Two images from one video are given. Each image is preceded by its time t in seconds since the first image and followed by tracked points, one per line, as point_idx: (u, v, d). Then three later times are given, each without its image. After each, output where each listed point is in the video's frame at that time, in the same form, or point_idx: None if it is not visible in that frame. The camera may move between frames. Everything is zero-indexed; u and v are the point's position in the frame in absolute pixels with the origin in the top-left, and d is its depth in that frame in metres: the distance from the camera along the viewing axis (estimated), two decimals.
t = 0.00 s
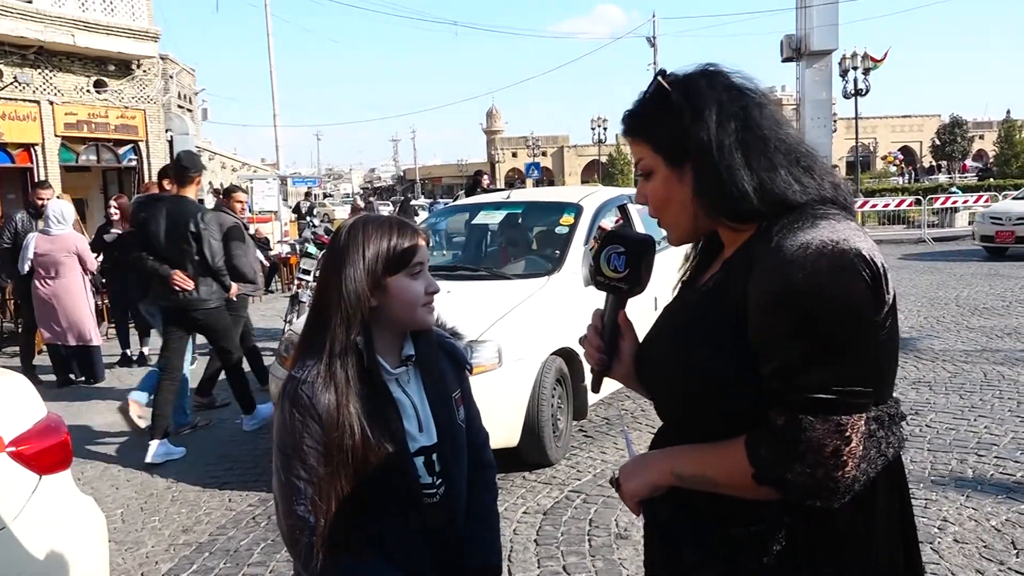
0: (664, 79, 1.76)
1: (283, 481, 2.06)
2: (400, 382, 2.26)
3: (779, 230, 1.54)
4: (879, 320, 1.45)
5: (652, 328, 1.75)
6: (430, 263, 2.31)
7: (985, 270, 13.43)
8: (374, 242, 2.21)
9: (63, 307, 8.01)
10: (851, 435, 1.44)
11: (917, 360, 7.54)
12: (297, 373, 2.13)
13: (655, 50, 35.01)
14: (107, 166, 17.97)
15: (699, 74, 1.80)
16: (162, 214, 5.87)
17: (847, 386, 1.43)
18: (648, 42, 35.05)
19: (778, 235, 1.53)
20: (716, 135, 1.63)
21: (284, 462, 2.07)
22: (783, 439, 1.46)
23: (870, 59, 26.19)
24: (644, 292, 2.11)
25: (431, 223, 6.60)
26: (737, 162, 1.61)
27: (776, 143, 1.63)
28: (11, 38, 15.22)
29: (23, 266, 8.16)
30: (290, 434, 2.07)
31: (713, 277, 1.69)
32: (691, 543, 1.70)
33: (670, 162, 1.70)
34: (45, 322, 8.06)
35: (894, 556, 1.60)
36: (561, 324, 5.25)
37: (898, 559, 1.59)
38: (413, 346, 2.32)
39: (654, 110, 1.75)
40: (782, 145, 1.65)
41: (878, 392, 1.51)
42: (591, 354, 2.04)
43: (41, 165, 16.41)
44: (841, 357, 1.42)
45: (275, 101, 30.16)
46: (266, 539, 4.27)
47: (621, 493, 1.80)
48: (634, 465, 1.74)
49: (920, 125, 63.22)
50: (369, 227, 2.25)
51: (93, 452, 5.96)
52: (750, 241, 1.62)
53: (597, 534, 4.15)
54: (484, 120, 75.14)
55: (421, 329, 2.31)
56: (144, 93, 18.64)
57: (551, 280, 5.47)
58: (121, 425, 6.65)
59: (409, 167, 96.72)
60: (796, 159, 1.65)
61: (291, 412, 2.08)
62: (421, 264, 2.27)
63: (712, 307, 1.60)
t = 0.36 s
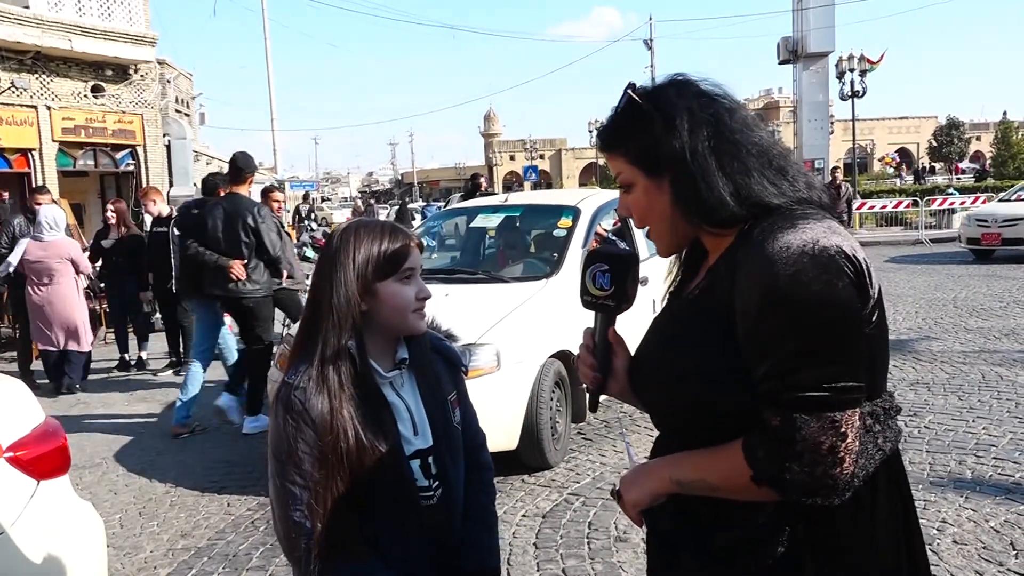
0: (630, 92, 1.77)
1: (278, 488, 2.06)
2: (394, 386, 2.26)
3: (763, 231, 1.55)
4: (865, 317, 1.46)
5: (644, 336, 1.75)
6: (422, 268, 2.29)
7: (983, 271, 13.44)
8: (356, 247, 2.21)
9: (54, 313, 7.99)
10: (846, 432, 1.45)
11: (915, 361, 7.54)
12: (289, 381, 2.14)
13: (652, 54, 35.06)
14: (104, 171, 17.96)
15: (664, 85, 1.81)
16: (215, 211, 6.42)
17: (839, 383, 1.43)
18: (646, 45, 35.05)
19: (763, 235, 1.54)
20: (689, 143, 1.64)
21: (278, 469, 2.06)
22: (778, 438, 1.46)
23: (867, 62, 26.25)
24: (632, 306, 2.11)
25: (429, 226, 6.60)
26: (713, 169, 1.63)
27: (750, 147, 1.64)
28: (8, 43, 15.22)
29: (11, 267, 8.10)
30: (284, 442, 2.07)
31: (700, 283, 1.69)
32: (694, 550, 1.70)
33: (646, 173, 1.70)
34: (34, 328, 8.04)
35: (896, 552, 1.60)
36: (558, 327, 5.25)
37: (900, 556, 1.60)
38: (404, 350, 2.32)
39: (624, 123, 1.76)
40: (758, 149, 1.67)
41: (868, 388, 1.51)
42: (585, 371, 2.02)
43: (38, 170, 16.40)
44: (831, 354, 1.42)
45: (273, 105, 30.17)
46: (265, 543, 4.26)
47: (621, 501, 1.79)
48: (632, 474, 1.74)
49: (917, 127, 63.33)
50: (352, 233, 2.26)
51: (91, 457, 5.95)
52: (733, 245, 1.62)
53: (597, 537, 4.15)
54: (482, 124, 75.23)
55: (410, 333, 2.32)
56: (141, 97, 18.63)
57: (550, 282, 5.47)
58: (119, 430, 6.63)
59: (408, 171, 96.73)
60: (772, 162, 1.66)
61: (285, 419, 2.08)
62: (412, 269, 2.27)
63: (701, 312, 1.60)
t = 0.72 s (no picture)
0: (642, 92, 1.77)
1: (276, 489, 2.07)
2: (390, 388, 2.26)
3: (771, 231, 1.55)
4: (870, 319, 1.45)
5: (645, 335, 1.75)
6: (414, 271, 2.30)
7: (983, 272, 13.46)
8: (361, 248, 2.22)
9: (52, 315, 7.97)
10: (846, 432, 1.45)
11: (915, 363, 7.54)
12: (287, 384, 2.15)
13: (651, 56, 35.10)
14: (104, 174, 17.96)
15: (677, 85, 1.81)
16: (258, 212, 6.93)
17: (842, 383, 1.43)
18: (645, 47, 35.05)
19: (769, 235, 1.54)
20: (703, 143, 1.64)
21: (275, 474, 2.08)
22: (779, 437, 1.46)
23: (866, 63, 26.28)
24: (637, 304, 2.11)
25: (427, 229, 6.60)
26: (726, 168, 1.63)
27: (763, 147, 1.64)
28: (7, 46, 15.22)
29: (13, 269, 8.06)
30: (282, 446, 2.08)
31: (705, 282, 1.69)
32: (688, 546, 1.70)
33: (657, 172, 1.71)
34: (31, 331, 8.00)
35: (891, 553, 1.60)
36: (557, 328, 5.25)
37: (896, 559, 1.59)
38: (403, 352, 2.32)
39: (636, 123, 1.76)
40: (768, 149, 1.67)
41: (870, 390, 1.51)
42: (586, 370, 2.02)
43: (38, 173, 16.41)
44: (835, 353, 1.42)
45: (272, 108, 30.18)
46: (264, 546, 4.26)
47: (618, 497, 1.80)
48: (628, 470, 1.75)
49: (916, 128, 63.37)
50: (356, 235, 2.26)
51: (91, 460, 5.95)
52: (740, 245, 1.62)
53: (596, 539, 4.14)
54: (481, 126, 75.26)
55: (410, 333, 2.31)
56: (141, 100, 18.63)
57: (549, 284, 5.47)
58: (119, 433, 6.63)
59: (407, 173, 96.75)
60: (782, 163, 1.67)
61: (282, 423, 2.09)
62: (403, 272, 2.27)
63: (704, 310, 1.60)
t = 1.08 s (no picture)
0: (632, 98, 1.77)
1: (272, 494, 2.07)
2: (386, 390, 2.26)
3: (766, 234, 1.55)
4: (865, 322, 1.46)
5: (641, 339, 1.75)
6: (405, 267, 2.29)
7: (979, 275, 13.49)
8: (352, 251, 2.21)
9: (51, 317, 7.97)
10: (842, 435, 1.45)
11: (911, 365, 7.55)
12: (283, 386, 2.14)
13: (647, 58, 35.14)
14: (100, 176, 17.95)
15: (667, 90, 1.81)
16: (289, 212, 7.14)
17: (838, 387, 1.43)
18: (642, 49, 35.09)
19: (764, 239, 1.54)
20: (694, 147, 1.64)
21: (272, 477, 2.07)
22: (775, 441, 1.46)
23: (862, 66, 26.35)
24: (635, 309, 2.11)
25: (425, 231, 6.60)
26: (718, 173, 1.63)
27: (755, 151, 1.65)
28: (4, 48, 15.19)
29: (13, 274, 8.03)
30: (279, 449, 2.07)
31: (701, 285, 1.69)
32: (685, 550, 1.70)
33: (649, 179, 1.71)
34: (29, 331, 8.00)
35: (885, 555, 1.60)
36: (554, 330, 5.24)
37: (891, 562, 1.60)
38: (398, 353, 2.32)
39: (626, 129, 1.76)
40: (760, 153, 1.67)
41: (866, 393, 1.52)
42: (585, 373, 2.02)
43: (34, 176, 16.39)
44: (830, 356, 1.42)
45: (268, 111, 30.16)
46: (261, 549, 4.25)
47: (615, 502, 1.79)
48: (626, 474, 1.74)
49: (913, 131, 63.53)
50: (349, 237, 2.26)
51: (87, 463, 5.94)
52: (735, 248, 1.62)
53: (593, 541, 4.14)
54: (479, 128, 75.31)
55: (403, 336, 2.31)
56: (138, 103, 18.60)
57: (546, 287, 5.47)
58: (115, 436, 6.63)
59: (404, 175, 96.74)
60: (774, 165, 1.67)
61: (279, 426, 2.09)
62: (395, 270, 2.27)
63: (700, 314, 1.60)
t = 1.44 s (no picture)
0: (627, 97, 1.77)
1: (269, 496, 2.06)
2: (381, 389, 2.26)
3: (763, 236, 1.55)
4: (862, 324, 1.46)
5: (638, 339, 1.75)
6: (399, 269, 2.29)
7: (975, 277, 13.51)
8: (344, 252, 2.21)
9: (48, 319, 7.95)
10: (841, 438, 1.45)
11: (908, 366, 7.56)
12: (277, 389, 2.14)
13: (644, 59, 35.16)
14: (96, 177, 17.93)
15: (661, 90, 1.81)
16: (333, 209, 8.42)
17: (836, 389, 1.43)
18: (639, 51, 35.06)
19: (762, 241, 1.54)
20: (690, 148, 1.64)
21: (268, 478, 2.07)
22: (773, 443, 1.46)
23: (858, 68, 26.39)
24: (631, 310, 2.11)
25: (422, 232, 6.60)
26: (713, 174, 1.63)
27: (750, 153, 1.65)
28: None
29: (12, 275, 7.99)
30: (275, 452, 2.07)
31: (698, 285, 1.69)
32: (684, 552, 1.70)
33: (645, 179, 1.71)
34: (23, 332, 7.95)
35: (884, 555, 1.61)
36: (550, 332, 5.25)
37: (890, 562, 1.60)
38: (392, 352, 2.31)
39: (621, 129, 1.76)
40: (755, 154, 1.67)
41: (862, 395, 1.52)
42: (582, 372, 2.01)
43: (30, 177, 16.37)
44: (827, 357, 1.42)
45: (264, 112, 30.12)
46: (256, 551, 4.25)
47: (613, 504, 1.79)
48: (623, 476, 1.74)
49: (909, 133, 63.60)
50: (343, 237, 2.26)
51: (83, 465, 5.92)
52: (732, 249, 1.62)
53: (589, 543, 4.14)
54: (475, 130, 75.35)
55: (397, 335, 2.31)
56: (134, 104, 18.59)
57: (542, 288, 5.47)
58: (110, 438, 6.61)
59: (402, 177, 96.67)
60: (769, 166, 1.67)
61: (273, 428, 2.08)
62: (389, 271, 2.27)
63: (697, 316, 1.60)
